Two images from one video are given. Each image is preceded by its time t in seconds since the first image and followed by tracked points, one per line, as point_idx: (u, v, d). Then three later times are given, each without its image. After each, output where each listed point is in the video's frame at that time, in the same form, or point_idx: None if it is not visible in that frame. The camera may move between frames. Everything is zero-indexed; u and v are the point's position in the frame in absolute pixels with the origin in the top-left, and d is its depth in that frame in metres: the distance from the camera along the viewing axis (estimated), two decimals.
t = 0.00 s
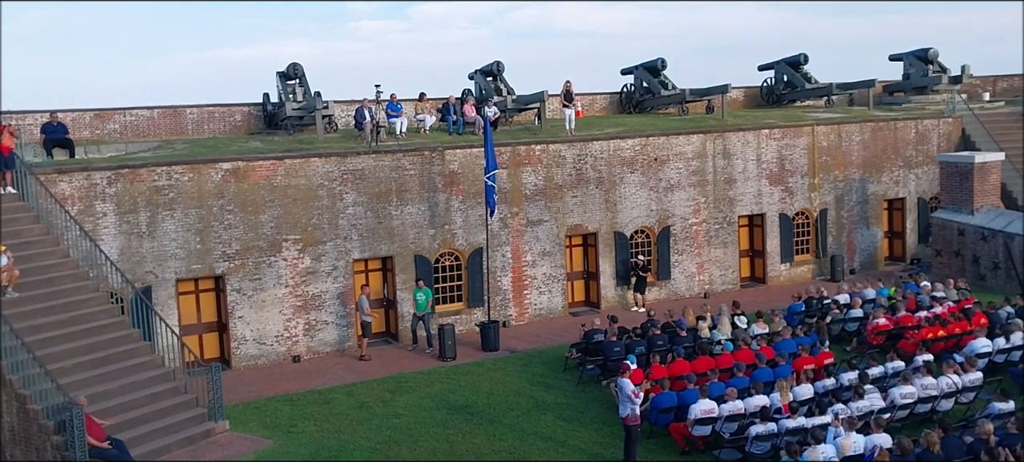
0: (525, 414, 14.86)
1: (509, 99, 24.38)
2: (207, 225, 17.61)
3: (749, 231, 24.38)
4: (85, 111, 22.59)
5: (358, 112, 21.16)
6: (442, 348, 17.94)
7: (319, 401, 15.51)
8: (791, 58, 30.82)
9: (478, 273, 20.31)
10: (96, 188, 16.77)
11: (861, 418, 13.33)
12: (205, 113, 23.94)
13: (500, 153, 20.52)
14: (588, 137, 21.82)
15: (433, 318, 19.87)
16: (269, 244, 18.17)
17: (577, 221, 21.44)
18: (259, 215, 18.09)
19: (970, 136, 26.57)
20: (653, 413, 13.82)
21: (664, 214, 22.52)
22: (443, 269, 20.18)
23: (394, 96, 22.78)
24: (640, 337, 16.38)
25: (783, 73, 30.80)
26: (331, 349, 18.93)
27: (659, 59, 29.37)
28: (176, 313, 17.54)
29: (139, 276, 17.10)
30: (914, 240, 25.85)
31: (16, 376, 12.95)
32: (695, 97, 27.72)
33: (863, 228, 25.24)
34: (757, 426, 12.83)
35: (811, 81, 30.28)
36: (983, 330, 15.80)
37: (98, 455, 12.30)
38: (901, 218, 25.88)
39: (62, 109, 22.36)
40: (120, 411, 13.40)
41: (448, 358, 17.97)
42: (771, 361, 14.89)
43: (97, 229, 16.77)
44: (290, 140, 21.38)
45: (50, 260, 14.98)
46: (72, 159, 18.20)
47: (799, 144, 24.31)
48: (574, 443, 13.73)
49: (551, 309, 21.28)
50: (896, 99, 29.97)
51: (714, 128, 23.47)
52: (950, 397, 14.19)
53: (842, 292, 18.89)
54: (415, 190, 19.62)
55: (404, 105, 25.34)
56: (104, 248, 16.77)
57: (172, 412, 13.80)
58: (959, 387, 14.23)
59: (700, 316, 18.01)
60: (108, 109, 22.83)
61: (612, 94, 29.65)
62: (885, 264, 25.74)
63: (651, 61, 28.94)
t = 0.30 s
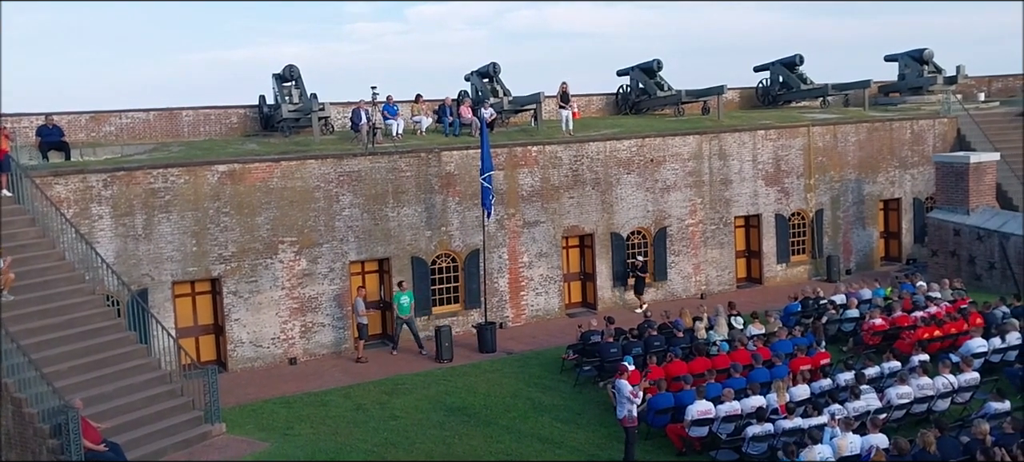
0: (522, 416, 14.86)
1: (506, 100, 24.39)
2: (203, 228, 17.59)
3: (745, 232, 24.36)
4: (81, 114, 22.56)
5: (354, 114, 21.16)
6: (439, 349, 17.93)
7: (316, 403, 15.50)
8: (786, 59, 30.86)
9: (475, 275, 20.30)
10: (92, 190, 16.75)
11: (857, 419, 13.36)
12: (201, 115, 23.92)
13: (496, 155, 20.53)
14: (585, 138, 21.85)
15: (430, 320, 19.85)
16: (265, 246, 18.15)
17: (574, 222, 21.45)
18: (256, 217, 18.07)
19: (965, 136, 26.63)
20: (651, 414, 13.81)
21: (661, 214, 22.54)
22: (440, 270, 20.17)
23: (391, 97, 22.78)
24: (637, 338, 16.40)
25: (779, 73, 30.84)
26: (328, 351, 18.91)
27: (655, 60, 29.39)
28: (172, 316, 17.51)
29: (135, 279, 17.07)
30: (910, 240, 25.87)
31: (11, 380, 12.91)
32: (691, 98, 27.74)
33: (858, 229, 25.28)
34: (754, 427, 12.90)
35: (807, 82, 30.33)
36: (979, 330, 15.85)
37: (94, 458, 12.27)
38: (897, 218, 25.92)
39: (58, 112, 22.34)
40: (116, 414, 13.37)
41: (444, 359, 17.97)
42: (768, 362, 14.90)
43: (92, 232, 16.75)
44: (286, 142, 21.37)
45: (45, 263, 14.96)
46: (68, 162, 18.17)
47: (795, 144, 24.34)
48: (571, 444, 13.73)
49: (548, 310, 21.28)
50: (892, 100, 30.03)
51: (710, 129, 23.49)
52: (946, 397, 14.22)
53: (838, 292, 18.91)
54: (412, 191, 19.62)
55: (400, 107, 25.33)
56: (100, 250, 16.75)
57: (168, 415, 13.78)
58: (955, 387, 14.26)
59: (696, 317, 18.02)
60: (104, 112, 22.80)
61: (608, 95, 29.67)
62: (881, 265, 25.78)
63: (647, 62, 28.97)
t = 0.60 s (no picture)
0: (518, 419, 14.85)
1: (501, 104, 24.38)
2: (198, 232, 17.56)
3: (741, 234, 24.38)
4: (76, 118, 22.52)
5: (350, 117, 21.14)
6: (435, 353, 17.92)
7: (312, 407, 15.47)
8: (781, 62, 30.90)
9: (471, 278, 20.28)
10: (87, 195, 16.71)
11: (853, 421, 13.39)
12: (196, 120, 23.88)
13: (492, 158, 20.52)
14: (580, 141, 21.85)
15: (426, 323, 19.84)
16: (260, 250, 18.12)
17: (570, 225, 21.45)
18: (251, 221, 18.05)
19: (959, 138, 26.69)
20: (647, 417, 13.83)
21: (657, 217, 22.54)
22: (436, 274, 20.17)
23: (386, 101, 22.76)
24: (633, 341, 16.40)
25: (774, 76, 30.89)
26: (324, 356, 18.89)
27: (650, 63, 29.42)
28: (168, 321, 17.47)
29: (130, 283, 17.03)
30: (905, 242, 25.92)
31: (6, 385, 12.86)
32: (687, 101, 27.76)
33: (854, 231, 25.32)
34: (750, 429, 12.97)
35: (801, 85, 30.38)
36: (974, 331, 15.89)
37: None
38: (892, 221, 25.97)
39: (52, 116, 22.29)
40: (111, 419, 13.33)
41: (440, 363, 17.95)
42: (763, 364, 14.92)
43: (87, 237, 16.71)
44: (281, 146, 21.34)
45: (40, 268, 14.92)
46: (62, 166, 18.12)
47: (790, 147, 24.37)
48: (568, 447, 13.73)
49: (544, 313, 21.27)
50: (886, 102, 30.09)
51: (705, 132, 23.51)
52: (942, 398, 14.22)
53: (834, 294, 18.92)
54: (408, 195, 19.61)
55: (396, 110, 25.32)
56: (95, 255, 16.71)
57: (164, 420, 13.75)
58: (951, 389, 14.27)
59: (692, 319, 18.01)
60: (99, 116, 22.76)
61: (603, 99, 29.69)
62: (876, 267, 25.82)
63: (642, 65, 28.99)
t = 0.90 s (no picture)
0: (515, 422, 14.85)
1: (497, 106, 24.38)
2: (194, 235, 17.53)
3: (736, 236, 24.41)
4: (70, 122, 22.48)
5: (346, 120, 21.13)
6: (431, 356, 17.90)
7: (308, 411, 15.45)
8: (776, 64, 30.96)
9: (467, 280, 20.28)
10: (82, 199, 16.68)
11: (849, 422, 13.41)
12: (192, 123, 23.85)
13: (487, 161, 20.53)
14: (576, 143, 21.87)
15: (422, 326, 19.84)
16: (256, 254, 18.09)
17: (566, 227, 21.46)
18: (246, 224, 18.02)
19: (953, 140, 26.76)
20: (643, 419, 13.85)
21: (652, 219, 22.56)
22: (432, 277, 20.16)
23: (382, 104, 22.75)
24: (629, 343, 16.41)
25: (769, 79, 30.94)
26: (319, 359, 18.86)
27: (645, 66, 29.45)
28: (163, 324, 17.44)
29: (125, 287, 17.00)
30: (900, 244, 25.96)
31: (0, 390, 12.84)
32: (682, 103, 27.79)
33: (849, 233, 25.37)
34: (746, 431, 12.98)
35: (796, 87, 30.44)
36: (969, 332, 15.93)
37: None
38: (887, 222, 26.02)
39: (47, 120, 22.25)
40: (106, 424, 13.31)
41: (437, 366, 17.94)
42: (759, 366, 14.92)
43: (82, 240, 16.68)
44: (276, 149, 21.31)
45: (35, 271, 14.89)
46: (58, 170, 18.08)
47: (785, 149, 24.41)
48: (565, 450, 13.73)
49: (540, 316, 21.27)
50: (881, 104, 30.15)
51: (700, 134, 23.54)
52: (938, 400, 14.19)
53: (829, 296, 18.94)
54: (403, 198, 19.61)
55: (391, 113, 25.32)
56: (90, 259, 16.68)
57: (159, 424, 13.72)
58: (947, 390, 14.29)
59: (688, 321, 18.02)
60: (94, 120, 22.72)
61: (598, 101, 29.72)
62: (872, 268, 25.87)
63: (638, 68, 29.03)
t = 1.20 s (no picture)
0: (511, 426, 14.82)
1: (492, 111, 24.38)
2: (189, 241, 17.50)
3: (732, 240, 24.42)
4: (65, 127, 22.43)
5: (341, 125, 21.10)
6: (427, 361, 17.87)
7: (303, 416, 15.41)
8: (771, 68, 31.01)
9: (463, 285, 20.25)
10: (76, 204, 16.64)
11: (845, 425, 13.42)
12: (187, 128, 23.81)
13: (483, 165, 20.52)
14: (572, 148, 21.87)
15: (418, 331, 19.81)
16: (251, 259, 18.05)
17: (562, 231, 21.45)
18: (241, 229, 17.99)
19: (948, 143, 26.81)
20: (640, 423, 13.84)
21: (648, 223, 22.57)
22: (427, 281, 20.14)
23: (378, 109, 22.73)
24: (625, 347, 16.41)
25: (764, 83, 30.99)
26: (315, 364, 18.82)
27: (641, 70, 29.48)
28: (158, 330, 17.40)
29: (120, 293, 16.96)
30: (895, 247, 25.99)
31: None
32: (677, 108, 27.80)
33: (844, 236, 25.39)
34: (742, 435, 12.92)
35: (791, 91, 30.49)
36: (964, 335, 15.95)
37: None
38: (882, 225, 26.05)
39: (42, 125, 22.20)
40: (101, 430, 13.25)
41: (432, 371, 17.90)
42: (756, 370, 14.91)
43: (77, 246, 16.63)
44: (272, 154, 21.28)
45: (29, 277, 14.84)
46: (52, 175, 18.04)
47: (780, 153, 24.44)
48: (561, 454, 13.70)
49: (536, 320, 21.25)
50: (875, 108, 30.20)
51: (695, 138, 23.56)
52: (934, 403, 14.23)
53: (825, 299, 18.96)
54: (399, 202, 19.59)
55: (387, 118, 25.31)
56: (84, 264, 16.63)
57: (154, 429, 13.66)
58: (942, 393, 14.31)
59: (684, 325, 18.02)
60: (89, 125, 22.68)
61: (594, 105, 29.74)
62: (867, 272, 25.89)
63: (633, 72, 29.05)
